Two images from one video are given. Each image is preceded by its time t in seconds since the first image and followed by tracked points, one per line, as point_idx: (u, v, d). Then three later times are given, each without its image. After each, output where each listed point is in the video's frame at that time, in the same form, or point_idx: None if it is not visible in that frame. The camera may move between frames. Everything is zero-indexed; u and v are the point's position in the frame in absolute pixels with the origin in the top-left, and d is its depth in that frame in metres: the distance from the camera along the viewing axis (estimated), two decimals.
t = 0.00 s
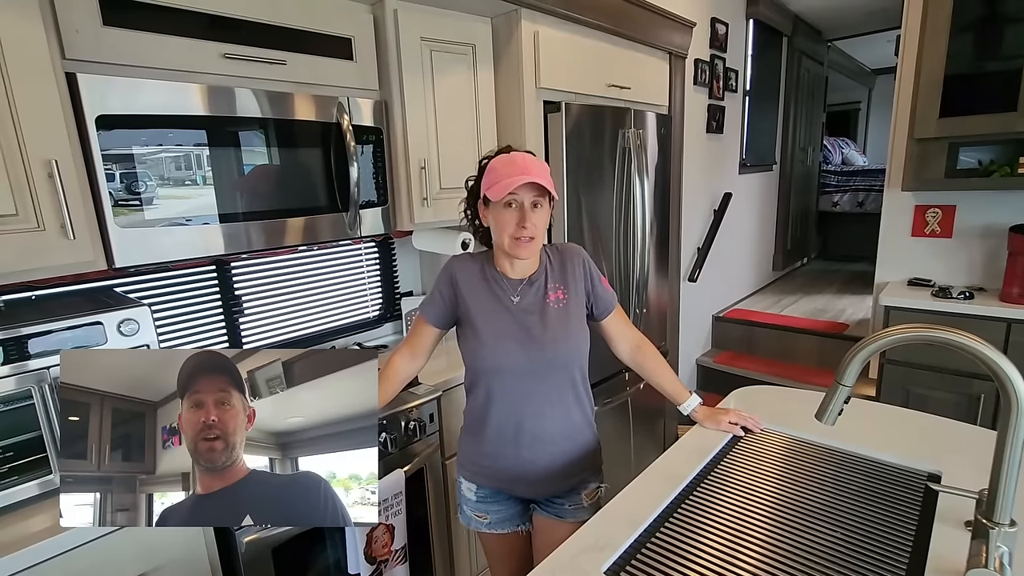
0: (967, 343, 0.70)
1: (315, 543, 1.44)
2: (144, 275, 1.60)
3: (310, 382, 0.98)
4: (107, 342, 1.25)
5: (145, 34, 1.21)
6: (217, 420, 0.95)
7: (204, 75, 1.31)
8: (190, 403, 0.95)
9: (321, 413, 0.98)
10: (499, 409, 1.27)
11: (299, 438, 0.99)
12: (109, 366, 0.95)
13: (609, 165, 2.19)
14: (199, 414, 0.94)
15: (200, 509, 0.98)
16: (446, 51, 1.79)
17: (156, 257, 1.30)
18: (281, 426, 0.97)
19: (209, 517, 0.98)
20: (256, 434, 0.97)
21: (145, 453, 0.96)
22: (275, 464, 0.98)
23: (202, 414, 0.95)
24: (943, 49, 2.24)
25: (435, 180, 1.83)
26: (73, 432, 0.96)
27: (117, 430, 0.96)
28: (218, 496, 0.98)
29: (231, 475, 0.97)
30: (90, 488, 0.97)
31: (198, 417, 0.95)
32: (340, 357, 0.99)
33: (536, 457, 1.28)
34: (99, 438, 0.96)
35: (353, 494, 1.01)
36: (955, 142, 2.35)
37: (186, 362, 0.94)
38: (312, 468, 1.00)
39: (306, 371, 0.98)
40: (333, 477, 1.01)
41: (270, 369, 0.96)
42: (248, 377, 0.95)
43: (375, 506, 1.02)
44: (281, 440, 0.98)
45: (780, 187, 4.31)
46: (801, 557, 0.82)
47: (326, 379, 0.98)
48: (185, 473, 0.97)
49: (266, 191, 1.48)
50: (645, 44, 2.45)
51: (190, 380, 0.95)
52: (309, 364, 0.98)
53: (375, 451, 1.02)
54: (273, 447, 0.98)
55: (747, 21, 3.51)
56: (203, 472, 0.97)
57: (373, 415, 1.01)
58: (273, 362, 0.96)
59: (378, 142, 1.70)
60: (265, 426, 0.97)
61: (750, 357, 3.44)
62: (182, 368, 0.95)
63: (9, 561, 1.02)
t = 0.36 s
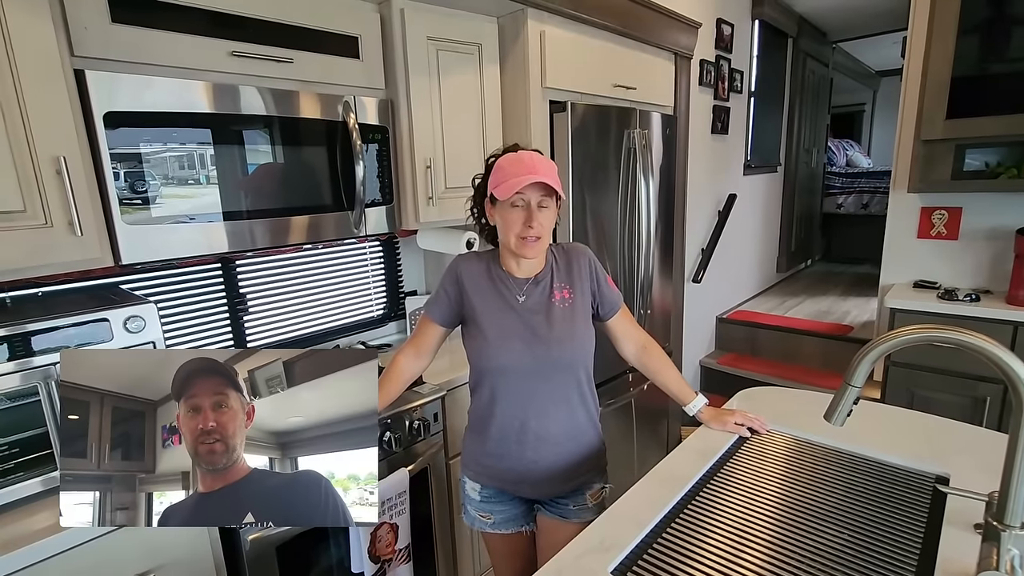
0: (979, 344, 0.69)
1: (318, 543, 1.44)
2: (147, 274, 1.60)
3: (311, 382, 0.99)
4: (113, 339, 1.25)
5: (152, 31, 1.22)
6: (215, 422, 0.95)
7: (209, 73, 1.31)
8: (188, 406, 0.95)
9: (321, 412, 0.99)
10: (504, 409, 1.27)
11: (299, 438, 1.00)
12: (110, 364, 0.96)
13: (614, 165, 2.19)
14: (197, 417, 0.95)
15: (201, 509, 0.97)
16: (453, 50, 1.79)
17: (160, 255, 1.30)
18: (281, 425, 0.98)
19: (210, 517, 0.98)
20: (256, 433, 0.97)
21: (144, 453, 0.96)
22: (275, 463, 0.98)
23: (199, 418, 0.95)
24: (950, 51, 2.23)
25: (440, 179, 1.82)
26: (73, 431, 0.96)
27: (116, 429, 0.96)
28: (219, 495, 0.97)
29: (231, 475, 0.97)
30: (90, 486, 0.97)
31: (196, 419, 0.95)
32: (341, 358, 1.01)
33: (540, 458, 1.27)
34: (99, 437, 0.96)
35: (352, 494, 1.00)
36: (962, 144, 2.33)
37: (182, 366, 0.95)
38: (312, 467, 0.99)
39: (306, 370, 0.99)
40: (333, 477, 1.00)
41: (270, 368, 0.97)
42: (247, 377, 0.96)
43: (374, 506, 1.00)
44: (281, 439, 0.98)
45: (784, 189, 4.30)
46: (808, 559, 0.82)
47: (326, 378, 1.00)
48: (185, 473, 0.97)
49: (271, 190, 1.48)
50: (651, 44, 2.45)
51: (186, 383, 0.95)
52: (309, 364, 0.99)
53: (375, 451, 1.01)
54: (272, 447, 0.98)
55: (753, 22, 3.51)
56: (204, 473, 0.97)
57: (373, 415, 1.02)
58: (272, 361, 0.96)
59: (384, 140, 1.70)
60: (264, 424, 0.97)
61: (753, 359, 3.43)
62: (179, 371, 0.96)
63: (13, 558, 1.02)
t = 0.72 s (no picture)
0: (983, 346, 0.69)
1: (319, 540, 1.45)
2: (149, 269, 1.60)
3: (311, 383, 0.99)
4: (116, 334, 1.25)
5: (156, 27, 1.21)
6: (215, 422, 0.95)
7: (212, 69, 1.31)
8: (187, 406, 0.95)
9: (321, 413, 0.99)
10: (505, 407, 1.27)
11: (300, 438, 0.99)
12: (111, 363, 0.96)
13: (617, 165, 2.18)
14: (196, 417, 0.95)
15: (200, 508, 0.97)
16: (456, 47, 1.78)
17: (162, 252, 1.30)
18: (281, 426, 0.98)
19: (209, 517, 0.97)
20: (256, 434, 0.97)
21: (145, 453, 0.96)
22: (275, 463, 0.98)
23: (199, 418, 0.95)
24: (954, 52, 2.23)
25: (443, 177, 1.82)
26: (73, 430, 0.96)
27: (116, 429, 0.96)
28: (219, 495, 0.97)
29: (231, 475, 0.97)
30: (90, 486, 0.96)
31: (196, 420, 0.95)
32: (343, 358, 1.01)
33: (541, 456, 1.27)
34: (99, 436, 0.96)
35: (351, 496, 1.00)
36: (965, 146, 2.33)
37: (183, 365, 0.95)
38: (312, 468, 0.99)
39: (307, 371, 0.99)
40: (333, 478, 1.00)
41: (270, 370, 0.97)
42: (247, 378, 0.96)
43: (374, 508, 1.01)
44: (281, 440, 0.98)
45: (787, 190, 4.29)
46: (808, 560, 0.82)
47: (327, 379, 1.00)
48: (185, 473, 0.97)
49: (273, 187, 1.48)
50: (654, 43, 2.44)
51: (187, 383, 0.95)
52: (310, 365, 0.99)
53: (374, 452, 1.02)
54: (272, 447, 0.97)
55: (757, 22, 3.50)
56: (204, 473, 0.96)
57: (373, 414, 1.02)
58: (273, 363, 0.97)
59: (387, 138, 1.70)
60: (264, 425, 0.97)
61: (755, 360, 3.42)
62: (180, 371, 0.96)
63: (14, 552, 1.03)
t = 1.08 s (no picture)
0: (983, 348, 0.69)
1: (318, 538, 1.45)
2: (149, 268, 1.60)
3: (312, 384, 0.99)
4: (115, 333, 1.25)
5: (157, 25, 1.21)
6: (214, 424, 0.95)
7: (213, 67, 1.31)
8: (187, 407, 0.95)
9: (321, 414, 0.99)
10: (505, 407, 1.27)
11: (300, 438, 0.99)
12: (111, 363, 0.96)
13: (618, 165, 2.18)
14: (195, 419, 0.95)
15: (200, 508, 0.98)
16: (458, 47, 1.79)
17: (163, 250, 1.30)
18: (281, 426, 0.98)
19: (209, 516, 0.98)
20: (255, 434, 0.97)
21: (144, 453, 0.96)
22: (275, 464, 0.98)
23: (198, 420, 0.95)
24: (956, 54, 2.23)
25: (444, 177, 1.82)
26: (73, 430, 0.96)
27: (117, 428, 0.96)
28: (218, 495, 0.97)
29: (230, 476, 0.97)
30: (89, 485, 0.97)
31: (195, 421, 0.95)
32: (344, 359, 1.00)
33: (541, 456, 1.27)
34: (99, 436, 0.96)
35: (351, 497, 1.01)
36: (966, 148, 2.33)
37: (181, 367, 0.95)
38: (312, 470, 0.99)
39: (308, 371, 0.99)
40: (332, 479, 1.00)
41: (270, 370, 0.97)
42: (248, 378, 0.95)
43: (373, 509, 1.02)
44: (281, 440, 0.98)
45: (787, 191, 4.29)
46: (807, 561, 0.82)
47: (328, 380, 0.99)
48: (184, 473, 0.97)
49: (273, 185, 1.48)
50: (656, 44, 2.44)
51: (186, 384, 0.95)
52: (311, 365, 0.99)
53: (374, 453, 1.02)
54: (272, 448, 0.97)
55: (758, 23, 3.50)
56: (203, 474, 0.97)
57: (373, 415, 1.02)
58: (274, 364, 0.96)
59: (387, 137, 1.70)
60: (264, 425, 0.97)
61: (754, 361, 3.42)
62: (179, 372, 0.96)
63: (16, 549, 1.04)
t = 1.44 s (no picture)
0: (985, 351, 0.69)
1: (320, 540, 1.45)
2: (150, 269, 1.60)
3: (312, 384, 0.99)
4: (119, 334, 1.25)
5: (160, 27, 1.22)
6: (216, 423, 0.95)
7: (215, 69, 1.31)
8: (188, 407, 0.95)
9: (322, 414, 0.99)
10: (508, 409, 1.27)
11: (301, 439, 1.00)
12: (112, 364, 0.96)
13: (619, 167, 2.19)
14: (197, 418, 0.95)
15: (201, 510, 0.98)
16: (459, 49, 1.79)
17: (165, 252, 1.30)
18: (282, 426, 0.98)
19: (210, 518, 0.98)
20: (256, 434, 0.97)
21: (145, 453, 0.96)
22: (276, 464, 0.98)
23: (200, 419, 0.95)
24: (956, 56, 2.23)
25: (445, 179, 1.83)
26: (73, 430, 0.96)
27: (117, 428, 0.96)
28: (220, 496, 0.98)
29: (232, 477, 0.97)
30: (90, 485, 0.96)
31: (196, 421, 0.95)
32: (344, 358, 1.01)
33: (544, 458, 1.27)
34: (100, 436, 0.96)
35: (351, 496, 1.00)
36: (966, 149, 2.33)
37: (183, 366, 0.95)
38: (312, 470, 1.00)
39: (309, 371, 0.99)
40: (332, 479, 1.00)
41: (271, 370, 0.97)
42: (249, 379, 0.96)
43: (374, 509, 1.01)
44: (282, 440, 0.98)
45: (788, 193, 4.30)
46: (810, 563, 0.82)
47: (328, 381, 1.00)
48: (185, 473, 0.97)
49: (274, 186, 1.48)
50: (657, 46, 2.45)
51: (188, 383, 0.95)
52: (312, 366, 0.99)
53: (374, 453, 1.02)
54: (273, 448, 0.98)
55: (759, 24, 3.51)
56: (204, 474, 0.97)
57: (373, 415, 1.02)
58: (274, 364, 0.97)
59: (389, 139, 1.70)
60: (265, 425, 0.97)
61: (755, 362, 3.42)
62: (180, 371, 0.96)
63: (19, 551, 1.04)
